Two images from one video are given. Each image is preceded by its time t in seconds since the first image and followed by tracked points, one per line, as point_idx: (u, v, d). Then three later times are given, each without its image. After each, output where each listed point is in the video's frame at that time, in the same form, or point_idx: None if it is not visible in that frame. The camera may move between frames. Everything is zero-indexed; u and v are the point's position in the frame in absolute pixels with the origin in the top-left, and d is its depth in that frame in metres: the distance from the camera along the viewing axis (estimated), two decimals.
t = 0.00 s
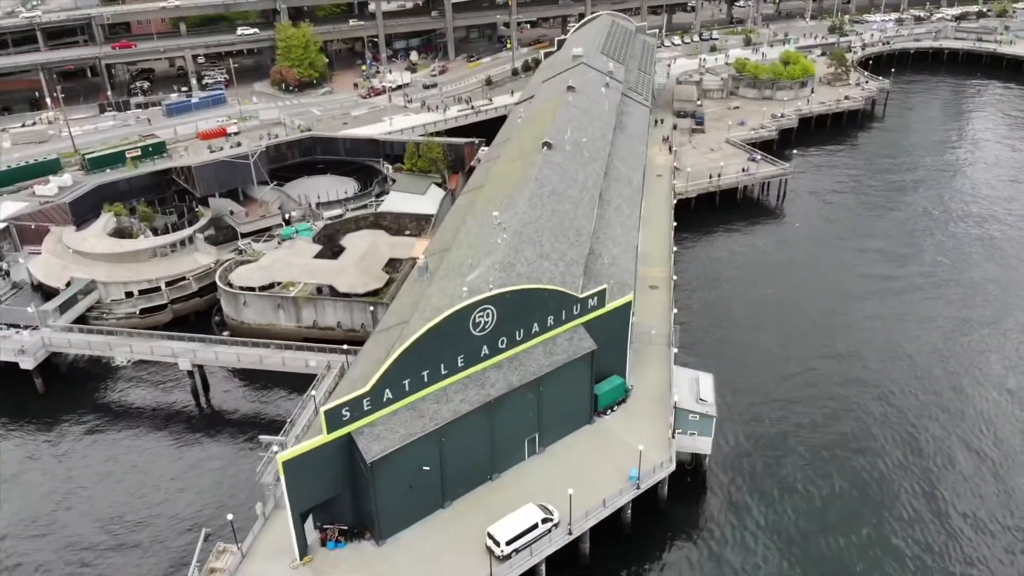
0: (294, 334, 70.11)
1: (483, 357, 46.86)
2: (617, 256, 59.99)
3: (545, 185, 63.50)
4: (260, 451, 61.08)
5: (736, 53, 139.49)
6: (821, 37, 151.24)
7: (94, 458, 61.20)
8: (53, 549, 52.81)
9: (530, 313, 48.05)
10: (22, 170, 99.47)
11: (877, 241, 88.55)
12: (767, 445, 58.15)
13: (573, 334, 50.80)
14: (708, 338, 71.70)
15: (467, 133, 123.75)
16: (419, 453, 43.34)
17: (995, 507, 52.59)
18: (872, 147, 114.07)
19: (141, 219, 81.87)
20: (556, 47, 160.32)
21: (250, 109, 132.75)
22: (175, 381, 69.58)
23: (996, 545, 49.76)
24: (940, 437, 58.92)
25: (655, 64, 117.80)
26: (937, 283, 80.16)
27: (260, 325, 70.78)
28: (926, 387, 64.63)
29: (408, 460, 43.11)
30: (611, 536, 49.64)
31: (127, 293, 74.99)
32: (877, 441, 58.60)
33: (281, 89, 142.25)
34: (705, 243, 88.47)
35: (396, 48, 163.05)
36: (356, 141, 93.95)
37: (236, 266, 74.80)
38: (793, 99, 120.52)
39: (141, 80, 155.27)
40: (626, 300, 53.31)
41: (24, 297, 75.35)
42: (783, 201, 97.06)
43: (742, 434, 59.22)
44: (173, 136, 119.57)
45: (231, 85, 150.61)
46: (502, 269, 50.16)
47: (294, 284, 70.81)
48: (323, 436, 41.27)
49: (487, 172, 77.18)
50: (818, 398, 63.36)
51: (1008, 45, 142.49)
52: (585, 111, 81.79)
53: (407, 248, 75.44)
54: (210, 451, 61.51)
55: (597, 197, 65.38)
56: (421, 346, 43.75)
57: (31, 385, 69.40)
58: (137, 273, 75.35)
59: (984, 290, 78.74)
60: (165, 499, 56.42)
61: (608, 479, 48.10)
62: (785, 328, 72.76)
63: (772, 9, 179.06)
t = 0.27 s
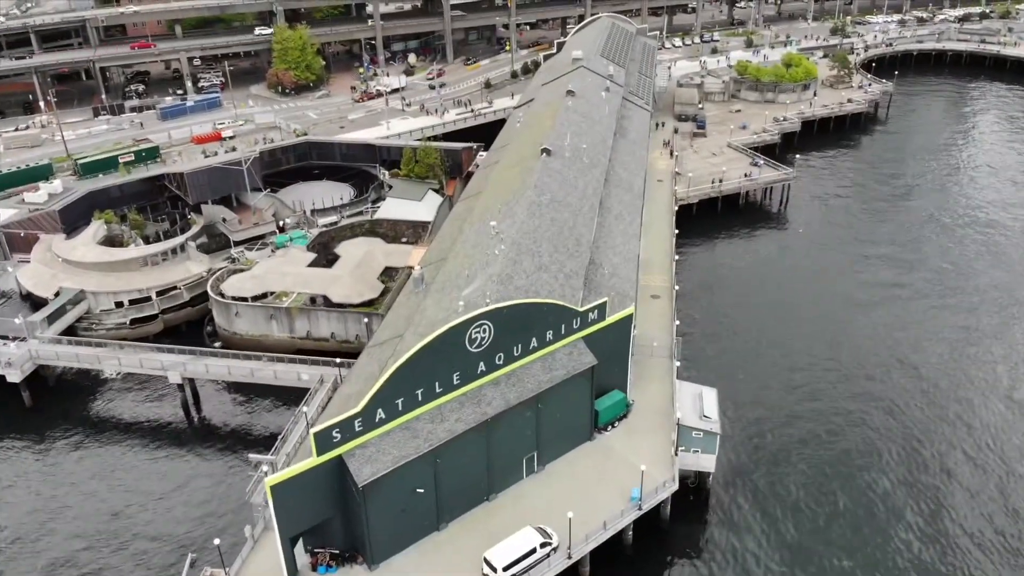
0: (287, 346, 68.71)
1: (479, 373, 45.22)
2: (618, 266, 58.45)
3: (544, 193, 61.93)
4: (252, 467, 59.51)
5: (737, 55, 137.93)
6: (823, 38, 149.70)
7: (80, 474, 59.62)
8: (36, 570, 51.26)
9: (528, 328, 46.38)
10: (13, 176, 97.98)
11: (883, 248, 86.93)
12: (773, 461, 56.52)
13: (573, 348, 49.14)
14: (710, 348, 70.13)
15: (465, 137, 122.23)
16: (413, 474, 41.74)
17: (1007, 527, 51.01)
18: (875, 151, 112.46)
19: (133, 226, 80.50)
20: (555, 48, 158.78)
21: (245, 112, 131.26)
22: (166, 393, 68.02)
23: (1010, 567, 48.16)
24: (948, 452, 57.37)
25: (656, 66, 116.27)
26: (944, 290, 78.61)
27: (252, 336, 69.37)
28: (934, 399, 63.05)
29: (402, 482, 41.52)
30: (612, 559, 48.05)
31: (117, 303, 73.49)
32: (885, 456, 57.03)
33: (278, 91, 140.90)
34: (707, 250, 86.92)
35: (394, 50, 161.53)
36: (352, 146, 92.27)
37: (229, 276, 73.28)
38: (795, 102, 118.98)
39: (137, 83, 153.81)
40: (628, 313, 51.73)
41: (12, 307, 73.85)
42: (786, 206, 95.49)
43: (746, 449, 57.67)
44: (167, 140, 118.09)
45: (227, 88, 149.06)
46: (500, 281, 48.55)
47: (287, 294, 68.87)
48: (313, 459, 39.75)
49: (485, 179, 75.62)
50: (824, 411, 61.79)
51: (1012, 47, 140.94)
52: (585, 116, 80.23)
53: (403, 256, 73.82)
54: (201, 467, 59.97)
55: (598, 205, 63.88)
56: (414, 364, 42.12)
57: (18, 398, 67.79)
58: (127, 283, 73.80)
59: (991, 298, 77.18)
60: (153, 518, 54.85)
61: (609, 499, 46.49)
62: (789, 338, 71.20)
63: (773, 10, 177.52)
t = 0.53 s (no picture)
0: (269, 359, 67.11)
1: (467, 392, 43.61)
2: (608, 276, 57.01)
3: (533, 201, 60.34)
4: (234, 487, 57.69)
5: (727, 57, 136.98)
6: (812, 39, 148.94)
7: (55, 495, 57.63)
8: None
9: (517, 344, 44.76)
10: None
11: (877, 252, 85.85)
12: (769, 475, 55.14)
13: (564, 363, 47.51)
14: (704, 357, 68.75)
15: (453, 141, 120.60)
16: (398, 499, 40.09)
17: (1009, 542, 49.81)
18: (866, 153, 111.56)
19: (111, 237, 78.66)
20: (543, 50, 157.34)
21: (229, 117, 129.22)
22: (145, 409, 66.08)
23: None
24: (948, 464, 56.15)
25: (646, 68, 115.03)
26: (939, 295, 77.53)
27: (234, 349, 67.84)
28: (932, 409, 61.85)
29: (386, 508, 39.85)
30: None
31: (95, 316, 71.51)
32: (884, 469, 55.74)
33: (262, 95, 139.01)
34: (698, 255, 85.65)
35: (380, 53, 159.68)
36: (336, 152, 90.37)
37: (210, 287, 71.44)
38: (786, 104, 118.03)
39: (118, 88, 151.39)
40: (619, 326, 50.21)
41: None
42: (778, 210, 94.41)
43: (742, 462, 56.31)
44: (149, 146, 116.00)
45: (211, 92, 146.89)
46: (487, 294, 46.88)
47: (269, 306, 67.43)
48: (293, 485, 38.09)
49: (472, 186, 73.98)
50: (820, 423, 60.45)
51: (1001, 47, 140.46)
52: (574, 120, 78.75)
53: (389, 266, 72.13)
54: (181, 487, 58.10)
55: (588, 213, 62.44)
56: (398, 384, 40.46)
57: None
58: (105, 295, 72.02)
59: (987, 303, 76.13)
60: (130, 541, 52.94)
61: (602, 520, 44.97)
62: (783, 346, 69.92)
63: (762, 11, 176.75)
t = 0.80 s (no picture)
0: (250, 373, 65.52)
1: (453, 412, 41.96)
2: (599, 287, 55.54)
3: (521, 210, 58.76)
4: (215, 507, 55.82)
5: (715, 58, 136.05)
6: (801, 40, 148.20)
7: (27, 518, 55.51)
8: None
9: (505, 361, 43.14)
10: None
11: (870, 256, 84.77)
12: (766, 491, 53.84)
13: (554, 379, 45.94)
14: (697, 366, 67.35)
15: (440, 145, 118.93)
16: (382, 526, 38.39)
17: (1009, 560, 48.84)
18: (857, 155, 110.65)
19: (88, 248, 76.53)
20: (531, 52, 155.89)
21: (212, 122, 127.02)
22: (124, 427, 64.05)
23: None
24: (948, 477, 55.04)
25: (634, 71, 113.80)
26: (934, 299, 76.54)
27: (214, 364, 66.16)
28: (929, 418, 60.80)
29: (370, 535, 38.14)
30: None
31: (72, 331, 69.14)
32: (882, 483, 54.60)
33: (246, 99, 137.14)
34: (690, 261, 84.35)
35: (366, 55, 157.71)
36: (320, 158, 88.40)
37: (189, 300, 69.47)
38: (775, 106, 117.03)
39: (99, 93, 148.87)
40: (611, 339, 48.68)
41: None
42: (770, 214, 93.28)
43: (738, 477, 54.98)
44: (129, 152, 113.67)
45: (193, 96, 144.53)
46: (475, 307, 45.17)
47: (250, 319, 65.51)
48: (271, 515, 36.40)
49: (458, 193, 72.36)
50: (817, 434, 59.25)
51: (990, 47, 140.04)
52: (562, 126, 77.27)
53: (374, 276, 70.36)
54: (160, 508, 56.12)
55: (577, 221, 60.97)
56: (381, 406, 38.82)
57: None
58: (82, 309, 69.88)
59: (982, 306, 75.17)
60: (107, 566, 50.97)
61: (595, 542, 43.40)
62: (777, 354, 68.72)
63: (750, 11, 176.02)
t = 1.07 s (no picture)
0: (234, 388, 63.87)
1: (442, 434, 40.33)
2: (592, 298, 54.07)
3: (511, 219, 57.20)
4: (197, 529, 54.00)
5: (706, 60, 135.02)
6: (792, 41, 147.34)
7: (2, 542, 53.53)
8: None
9: (496, 380, 41.54)
10: None
11: (865, 261, 83.65)
12: (764, 507, 52.53)
13: (546, 397, 44.34)
14: (692, 377, 66.00)
15: (429, 150, 117.30)
16: (368, 555, 36.72)
17: None
18: (850, 158, 109.67)
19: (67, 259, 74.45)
20: (520, 55, 154.42)
21: (197, 127, 124.87)
22: (103, 445, 62.12)
23: None
24: (950, 491, 53.87)
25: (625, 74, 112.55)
26: (930, 305, 75.51)
27: (197, 378, 64.38)
28: (929, 429, 59.64)
29: (355, 565, 36.46)
30: None
31: (51, 345, 67.21)
32: (882, 497, 53.39)
33: (231, 103, 134.75)
34: (683, 268, 83.02)
35: (354, 58, 155.79)
36: (305, 164, 86.61)
37: (171, 312, 67.63)
38: (767, 108, 115.94)
39: (82, 97, 146.45)
40: (604, 354, 47.19)
41: None
42: (763, 219, 92.10)
43: (736, 494, 53.67)
44: (112, 159, 111.42)
45: (178, 101, 142.30)
46: (464, 323, 43.58)
47: (233, 333, 63.87)
48: (251, 546, 34.68)
49: (447, 201, 70.67)
50: (815, 447, 57.99)
51: (982, 47, 139.47)
52: (553, 131, 75.83)
53: (360, 286, 68.68)
54: (140, 530, 54.23)
55: (569, 230, 59.50)
56: (366, 430, 37.18)
57: None
58: (61, 323, 67.82)
59: (979, 312, 74.18)
60: None
61: (590, 566, 41.83)
62: (773, 364, 67.46)
63: (741, 12, 175.12)
